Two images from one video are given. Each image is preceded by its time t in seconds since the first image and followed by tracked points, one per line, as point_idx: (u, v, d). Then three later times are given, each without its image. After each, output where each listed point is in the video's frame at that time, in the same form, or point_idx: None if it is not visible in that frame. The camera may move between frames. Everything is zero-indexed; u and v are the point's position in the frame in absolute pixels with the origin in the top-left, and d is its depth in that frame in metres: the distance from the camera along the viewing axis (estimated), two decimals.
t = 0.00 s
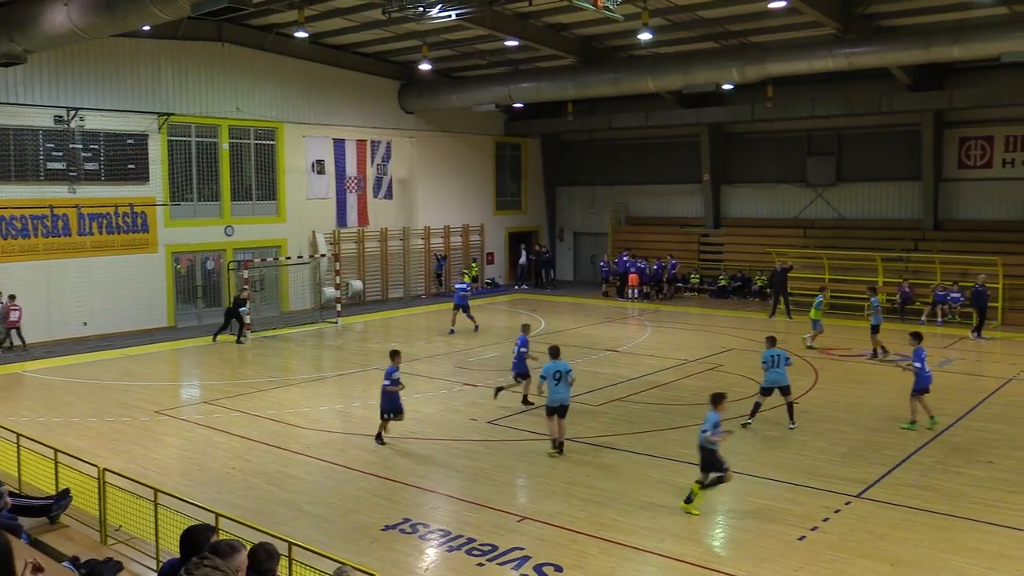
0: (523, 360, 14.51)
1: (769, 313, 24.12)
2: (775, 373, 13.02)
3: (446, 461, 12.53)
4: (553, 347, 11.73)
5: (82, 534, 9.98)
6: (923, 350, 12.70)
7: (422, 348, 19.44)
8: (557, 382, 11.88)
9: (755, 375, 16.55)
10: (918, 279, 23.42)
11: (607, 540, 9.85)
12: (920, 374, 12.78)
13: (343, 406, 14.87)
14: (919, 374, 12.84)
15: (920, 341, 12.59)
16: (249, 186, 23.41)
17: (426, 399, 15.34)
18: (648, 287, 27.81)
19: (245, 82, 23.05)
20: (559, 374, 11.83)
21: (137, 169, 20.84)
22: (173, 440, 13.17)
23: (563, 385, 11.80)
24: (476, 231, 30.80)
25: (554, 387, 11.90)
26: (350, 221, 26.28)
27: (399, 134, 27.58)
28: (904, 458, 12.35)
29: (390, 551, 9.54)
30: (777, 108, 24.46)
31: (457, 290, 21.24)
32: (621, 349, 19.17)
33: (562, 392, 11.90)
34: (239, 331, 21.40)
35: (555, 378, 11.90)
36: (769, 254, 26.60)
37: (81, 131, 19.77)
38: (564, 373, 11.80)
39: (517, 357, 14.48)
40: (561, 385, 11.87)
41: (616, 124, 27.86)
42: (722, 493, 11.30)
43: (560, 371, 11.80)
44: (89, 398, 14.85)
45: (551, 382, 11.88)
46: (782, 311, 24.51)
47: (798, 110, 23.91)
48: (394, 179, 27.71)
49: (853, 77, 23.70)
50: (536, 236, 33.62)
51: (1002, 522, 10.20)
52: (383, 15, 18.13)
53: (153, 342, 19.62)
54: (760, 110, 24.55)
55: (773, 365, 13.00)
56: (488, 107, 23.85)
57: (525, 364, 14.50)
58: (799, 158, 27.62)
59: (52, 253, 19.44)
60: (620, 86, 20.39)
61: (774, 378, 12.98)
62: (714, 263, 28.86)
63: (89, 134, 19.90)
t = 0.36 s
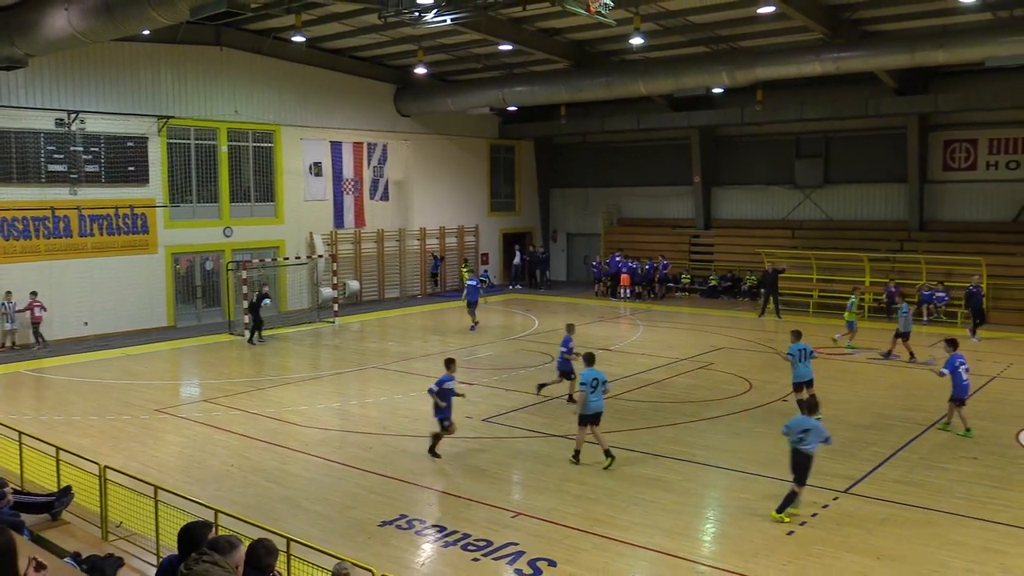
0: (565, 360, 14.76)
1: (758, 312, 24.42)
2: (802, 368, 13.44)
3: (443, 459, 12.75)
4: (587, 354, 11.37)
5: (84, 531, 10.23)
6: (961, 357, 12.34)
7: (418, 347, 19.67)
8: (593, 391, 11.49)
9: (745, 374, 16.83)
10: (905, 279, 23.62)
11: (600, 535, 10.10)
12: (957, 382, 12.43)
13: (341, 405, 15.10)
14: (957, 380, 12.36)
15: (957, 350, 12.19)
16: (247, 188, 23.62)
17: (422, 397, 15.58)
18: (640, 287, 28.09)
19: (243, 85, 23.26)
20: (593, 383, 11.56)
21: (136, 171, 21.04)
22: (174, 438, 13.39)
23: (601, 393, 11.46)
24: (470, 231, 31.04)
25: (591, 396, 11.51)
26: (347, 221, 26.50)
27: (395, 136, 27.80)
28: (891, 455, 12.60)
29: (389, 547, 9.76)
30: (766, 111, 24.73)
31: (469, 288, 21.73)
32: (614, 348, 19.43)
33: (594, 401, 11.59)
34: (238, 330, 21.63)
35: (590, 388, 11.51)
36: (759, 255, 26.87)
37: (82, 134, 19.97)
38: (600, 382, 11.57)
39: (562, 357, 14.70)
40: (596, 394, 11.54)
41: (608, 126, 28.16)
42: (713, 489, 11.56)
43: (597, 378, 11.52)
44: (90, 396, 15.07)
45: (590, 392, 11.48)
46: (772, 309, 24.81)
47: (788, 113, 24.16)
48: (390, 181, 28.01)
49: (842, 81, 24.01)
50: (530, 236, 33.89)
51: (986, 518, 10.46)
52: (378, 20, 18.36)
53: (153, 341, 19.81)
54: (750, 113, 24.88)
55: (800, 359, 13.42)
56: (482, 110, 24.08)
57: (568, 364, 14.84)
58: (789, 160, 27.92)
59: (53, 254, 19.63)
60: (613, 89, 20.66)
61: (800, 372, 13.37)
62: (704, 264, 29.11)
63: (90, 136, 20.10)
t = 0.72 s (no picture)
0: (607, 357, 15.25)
1: (744, 310, 25.11)
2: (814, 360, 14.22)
3: (442, 452, 13.31)
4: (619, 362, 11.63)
5: (95, 521, 10.79)
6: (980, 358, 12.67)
7: (416, 345, 20.23)
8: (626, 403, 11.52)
9: (731, 370, 17.42)
10: (883, 278, 24.41)
11: (589, 525, 10.67)
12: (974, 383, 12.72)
13: (342, 400, 15.65)
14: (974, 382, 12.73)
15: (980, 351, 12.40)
16: (252, 192, 24.17)
17: (420, 392, 16.15)
18: (630, 287, 28.66)
19: (249, 93, 23.82)
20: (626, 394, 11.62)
21: (146, 176, 21.60)
22: (182, 432, 13.93)
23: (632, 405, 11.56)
24: (467, 234, 31.63)
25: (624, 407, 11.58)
26: (347, 224, 27.09)
27: (394, 142, 28.37)
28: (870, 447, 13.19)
29: (392, 537, 10.30)
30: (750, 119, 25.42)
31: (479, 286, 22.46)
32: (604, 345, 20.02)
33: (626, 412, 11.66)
34: (243, 329, 22.20)
35: (622, 399, 11.56)
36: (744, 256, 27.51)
37: (93, 139, 20.50)
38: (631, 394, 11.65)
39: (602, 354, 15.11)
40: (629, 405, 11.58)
41: (599, 133, 28.86)
42: (699, 480, 12.14)
43: (630, 390, 11.54)
44: (101, 391, 15.64)
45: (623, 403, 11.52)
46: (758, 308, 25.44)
47: (772, 120, 24.85)
48: (390, 185, 28.58)
49: (824, 88, 24.61)
50: (525, 239, 34.51)
51: (958, 507, 11.05)
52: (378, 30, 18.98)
53: (162, 339, 20.36)
54: (736, 119, 25.60)
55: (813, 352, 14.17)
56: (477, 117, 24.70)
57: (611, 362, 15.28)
58: (771, 164, 28.56)
59: (65, 255, 20.15)
60: (604, 97, 21.23)
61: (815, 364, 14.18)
62: (691, 264, 29.71)
63: (101, 142, 20.64)
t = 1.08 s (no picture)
0: (631, 350, 16.51)
1: (714, 309, 26.86)
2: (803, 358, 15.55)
3: (438, 440, 14.45)
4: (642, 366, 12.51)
5: (117, 505, 11.79)
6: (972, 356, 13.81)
7: (412, 340, 21.47)
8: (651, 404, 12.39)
9: (704, 363, 18.72)
10: (841, 278, 26.27)
11: (571, 506, 11.76)
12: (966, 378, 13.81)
13: (345, 391, 16.85)
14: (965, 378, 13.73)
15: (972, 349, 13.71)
16: (262, 200, 25.42)
17: (417, 384, 17.39)
18: (611, 287, 30.03)
19: (259, 108, 25.07)
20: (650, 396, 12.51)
21: (163, 184, 22.70)
22: (198, 422, 15.05)
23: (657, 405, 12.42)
24: (460, 238, 33.00)
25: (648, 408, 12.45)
26: (350, 229, 28.41)
27: (394, 153, 29.82)
28: (831, 434, 14.40)
29: (394, 517, 11.36)
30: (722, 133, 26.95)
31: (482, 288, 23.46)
32: (588, 340, 21.34)
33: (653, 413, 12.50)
34: (253, 326, 23.37)
35: (646, 400, 12.44)
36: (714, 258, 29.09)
37: (114, 151, 21.58)
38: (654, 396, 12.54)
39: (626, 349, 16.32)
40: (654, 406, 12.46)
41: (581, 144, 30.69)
42: (673, 465, 13.34)
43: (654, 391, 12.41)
44: (120, 384, 16.84)
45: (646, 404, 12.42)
46: (728, 307, 26.95)
47: (740, 134, 26.58)
48: (389, 192, 29.91)
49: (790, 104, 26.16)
50: (513, 242, 36.04)
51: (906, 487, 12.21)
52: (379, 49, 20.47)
53: (177, 336, 21.48)
54: (707, 134, 27.33)
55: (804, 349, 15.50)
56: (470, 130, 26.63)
57: (636, 355, 16.57)
58: (738, 175, 30.32)
59: (89, 259, 21.21)
60: (587, 111, 22.88)
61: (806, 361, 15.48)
62: (667, 267, 31.37)
63: (121, 153, 21.72)
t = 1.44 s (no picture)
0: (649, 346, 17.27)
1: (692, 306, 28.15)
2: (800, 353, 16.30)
3: (422, 428, 14.71)
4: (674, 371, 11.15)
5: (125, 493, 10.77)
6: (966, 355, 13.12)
7: (404, 338, 22.28)
8: (679, 409, 11.10)
9: (682, 358, 19.67)
10: (810, 278, 27.67)
11: (560, 494, 11.02)
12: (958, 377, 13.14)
13: (341, 386, 17.68)
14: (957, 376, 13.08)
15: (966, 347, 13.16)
16: (263, 205, 26.36)
17: (409, 378, 18.27)
18: (594, 286, 31.18)
19: (260, 118, 26.01)
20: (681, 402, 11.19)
21: (169, 191, 23.58)
22: (200, 415, 15.55)
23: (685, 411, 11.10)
24: (451, 241, 33.99)
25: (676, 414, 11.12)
26: (347, 233, 29.33)
27: (388, 160, 30.79)
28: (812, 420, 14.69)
29: (360, 493, 11.21)
30: (696, 140, 28.17)
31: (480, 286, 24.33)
32: (572, 338, 22.20)
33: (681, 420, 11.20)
34: (255, 325, 24.28)
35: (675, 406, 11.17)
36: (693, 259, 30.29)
37: (123, 159, 22.39)
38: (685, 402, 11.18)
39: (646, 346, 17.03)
40: (683, 410, 11.16)
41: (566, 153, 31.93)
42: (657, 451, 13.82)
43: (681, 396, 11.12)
44: (126, 381, 17.56)
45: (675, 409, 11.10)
46: (703, 304, 28.28)
47: (714, 142, 27.81)
48: (384, 199, 30.73)
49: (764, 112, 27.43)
50: (501, 245, 37.08)
51: (871, 474, 11.59)
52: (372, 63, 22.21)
53: (180, 334, 22.41)
54: (684, 142, 28.61)
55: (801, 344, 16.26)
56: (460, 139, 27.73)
57: (654, 351, 17.23)
58: (714, 181, 31.53)
59: (98, 261, 22.01)
60: (570, 122, 24.15)
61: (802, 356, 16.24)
62: (647, 265, 32.50)
63: (130, 161, 22.54)
